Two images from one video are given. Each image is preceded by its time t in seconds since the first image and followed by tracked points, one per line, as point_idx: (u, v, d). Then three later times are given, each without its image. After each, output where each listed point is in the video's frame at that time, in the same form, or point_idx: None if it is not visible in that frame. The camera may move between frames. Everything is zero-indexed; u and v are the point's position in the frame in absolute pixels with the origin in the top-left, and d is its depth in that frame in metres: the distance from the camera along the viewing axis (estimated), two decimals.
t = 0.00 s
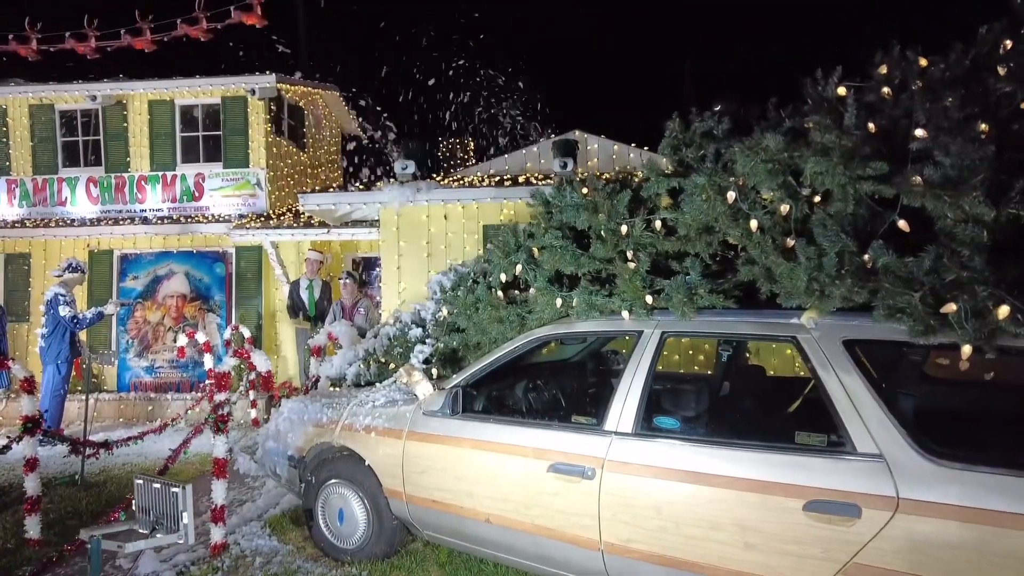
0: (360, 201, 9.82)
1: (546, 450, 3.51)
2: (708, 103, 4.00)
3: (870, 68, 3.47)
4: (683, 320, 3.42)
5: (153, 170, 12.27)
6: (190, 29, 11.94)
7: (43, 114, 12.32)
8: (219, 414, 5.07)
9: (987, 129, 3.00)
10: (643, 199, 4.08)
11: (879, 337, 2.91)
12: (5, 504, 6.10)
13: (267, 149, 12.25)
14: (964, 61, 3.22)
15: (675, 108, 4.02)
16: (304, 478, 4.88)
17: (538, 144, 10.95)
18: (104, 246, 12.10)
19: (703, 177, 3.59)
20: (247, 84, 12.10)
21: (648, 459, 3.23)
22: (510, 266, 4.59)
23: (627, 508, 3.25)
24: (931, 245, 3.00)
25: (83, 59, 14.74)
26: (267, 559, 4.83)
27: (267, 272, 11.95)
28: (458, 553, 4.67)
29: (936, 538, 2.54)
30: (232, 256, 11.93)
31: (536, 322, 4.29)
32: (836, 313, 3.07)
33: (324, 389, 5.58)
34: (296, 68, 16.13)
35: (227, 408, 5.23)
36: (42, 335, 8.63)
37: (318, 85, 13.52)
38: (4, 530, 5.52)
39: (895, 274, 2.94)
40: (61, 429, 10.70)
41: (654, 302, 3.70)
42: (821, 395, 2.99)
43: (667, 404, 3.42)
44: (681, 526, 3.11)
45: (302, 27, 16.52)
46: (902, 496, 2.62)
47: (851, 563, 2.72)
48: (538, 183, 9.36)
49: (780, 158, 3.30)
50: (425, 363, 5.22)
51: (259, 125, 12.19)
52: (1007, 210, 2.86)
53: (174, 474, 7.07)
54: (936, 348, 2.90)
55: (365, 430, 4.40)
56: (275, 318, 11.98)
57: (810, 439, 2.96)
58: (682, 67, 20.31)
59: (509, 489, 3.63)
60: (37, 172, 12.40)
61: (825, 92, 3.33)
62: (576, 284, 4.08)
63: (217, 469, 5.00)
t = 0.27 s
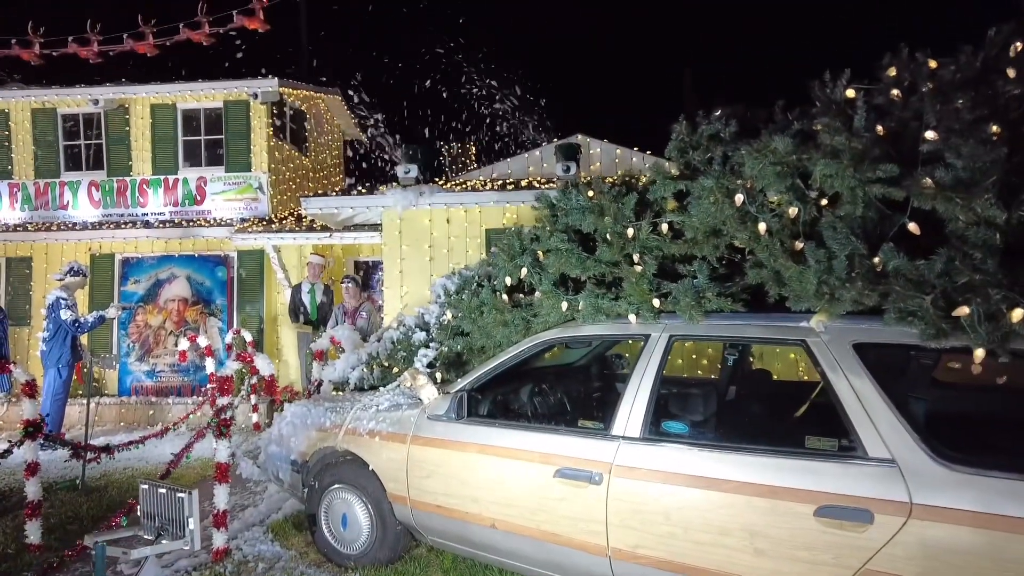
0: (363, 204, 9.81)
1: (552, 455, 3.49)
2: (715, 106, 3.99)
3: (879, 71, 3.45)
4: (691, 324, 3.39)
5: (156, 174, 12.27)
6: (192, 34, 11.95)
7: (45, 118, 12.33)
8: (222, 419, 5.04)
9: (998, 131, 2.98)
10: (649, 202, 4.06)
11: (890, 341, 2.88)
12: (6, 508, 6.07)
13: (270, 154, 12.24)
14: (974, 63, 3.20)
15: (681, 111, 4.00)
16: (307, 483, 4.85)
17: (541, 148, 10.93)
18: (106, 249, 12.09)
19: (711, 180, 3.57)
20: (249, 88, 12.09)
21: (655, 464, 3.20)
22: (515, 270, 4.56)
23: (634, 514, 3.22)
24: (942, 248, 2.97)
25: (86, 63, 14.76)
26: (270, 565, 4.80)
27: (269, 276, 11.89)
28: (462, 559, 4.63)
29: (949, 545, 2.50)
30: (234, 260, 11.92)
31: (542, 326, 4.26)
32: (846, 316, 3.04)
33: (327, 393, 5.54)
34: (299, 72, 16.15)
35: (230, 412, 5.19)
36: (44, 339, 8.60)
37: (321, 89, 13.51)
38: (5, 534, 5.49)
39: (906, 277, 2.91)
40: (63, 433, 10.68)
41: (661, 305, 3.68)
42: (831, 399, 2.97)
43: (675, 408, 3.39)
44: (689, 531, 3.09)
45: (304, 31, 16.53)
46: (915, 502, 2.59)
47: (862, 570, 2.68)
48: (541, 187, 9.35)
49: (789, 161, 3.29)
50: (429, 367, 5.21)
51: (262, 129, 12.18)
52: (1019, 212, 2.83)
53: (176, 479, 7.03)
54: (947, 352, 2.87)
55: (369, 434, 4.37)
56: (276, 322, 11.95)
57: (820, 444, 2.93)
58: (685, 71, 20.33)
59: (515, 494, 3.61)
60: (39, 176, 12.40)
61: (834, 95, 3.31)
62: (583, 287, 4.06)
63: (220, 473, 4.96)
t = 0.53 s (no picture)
0: (368, 203, 9.74)
1: (566, 455, 3.42)
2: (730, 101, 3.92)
3: (900, 63, 3.38)
4: (708, 322, 3.32)
5: (159, 173, 12.22)
6: (195, 32, 11.88)
7: (48, 117, 12.28)
8: (227, 418, 4.98)
9: None
10: (663, 198, 3.99)
11: (915, 339, 2.81)
12: (9, 509, 6.01)
13: (273, 152, 12.17)
14: (1000, 55, 3.12)
15: (696, 105, 3.93)
16: (314, 483, 4.79)
17: (547, 146, 10.86)
18: (109, 248, 12.03)
19: (728, 175, 3.50)
20: (253, 86, 12.01)
21: (673, 464, 3.13)
22: (526, 267, 4.48)
23: (651, 516, 3.15)
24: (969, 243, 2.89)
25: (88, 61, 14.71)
26: (276, 566, 4.73)
27: (273, 275, 11.82)
28: (471, 561, 4.56)
29: (981, 549, 2.42)
30: (237, 259, 11.86)
31: (553, 324, 4.18)
32: (868, 314, 2.97)
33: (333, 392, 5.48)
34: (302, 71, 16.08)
35: (235, 412, 5.13)
36: (47, 338, 8.54)
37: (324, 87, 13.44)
38: (8, 535, 5.43)
39: (932, 273, 2.84)
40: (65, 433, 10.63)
41: (676, 303, 3.61)
42: (853, 398, 2.90)
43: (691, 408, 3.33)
44: (708, 533, 3.01)
45: (307, 30, 16.46)
46: (944, 504, 2.51)
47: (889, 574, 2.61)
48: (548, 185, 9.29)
49: (809, 155, 3.22)
50: (438, 366, 5.15)
51: (265, 128, 12.11)
52: None
53: (180, 479, 6.98)
54: (974, 350, 2.80)
55: (377, 434, 4.31)
56: (280, 321, 11.88)
57: (843, 444, 2.86)
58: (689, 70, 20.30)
59: (528, 495, 3.54)
60: (42, 175, 12.35)
61: (854, 87, 3.24)
62: (596, 284, 3.99)
63: (226, 474, 4.90)
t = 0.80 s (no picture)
0: (373, 202, 9.65)
1: (581, 460, 3.33)
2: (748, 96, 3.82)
3: (927, 56, 3.28)
4: (727, 323, 3.23)
5: (163, 172, 12.15)
6: (199, 30, 11.80)
7: (52, 115, 12.22)
8: (232, 420, 4.88)
9: None
10: (679, 196, 3.89)
11: (945, 341, 2.71)
12: (11, 511, 5.94)
13: (278, 151, 12.10)
14: None
15: (714, 101, 3.84)
16: (320, 487, 4.70)
17: (553, 145, 10.78)
18: (113, 248, 11.97)
19: (747, 172, 3.40)
20: (257, 84, 11.94)
21: (692, 470, 3.04)
22: (537, 267, 4.38)
23: (669, 523, 3.06)
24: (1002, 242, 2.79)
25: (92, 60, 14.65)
26: (282, 572, 4.64)
27: (277, 274, 11.76)
28: (481, 567, 4.47)
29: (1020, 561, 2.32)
30: (241, 258, 11.79)
31: (565, 325, 4.08)
32: (894, 314, 2.87)
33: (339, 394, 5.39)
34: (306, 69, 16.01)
35: (240, 413, 5.06)
36: (50, 338, 8.48)
37: (328, 85, 13.36)
38: (10, 538, 5.35)
39: (963, 273, 2.74)
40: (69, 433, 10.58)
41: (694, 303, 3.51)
42: (880, 403, 2.80)
43: (710, 412, 3.23)
44: (729, 542, 2.91)
45: (311, 28, 16.39)
46: (979, 513, 2.41)
47: None
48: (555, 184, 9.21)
49: (832, 150, 3.12)
50: (446, 367, 5.07)
51: (270, 126, 12.05)
52: None
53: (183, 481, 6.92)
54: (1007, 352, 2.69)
55: (386, 437, 4.23)
56: (284, 321, 11.81)
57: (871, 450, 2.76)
58: (694, 69, 20.26)
59: (541, 501, 3.45)
60: (46, 173, 12.28)
61: (880, 81, 3.14)
62: (609, 284, 3.89)
63: (230, 477, 4.80)
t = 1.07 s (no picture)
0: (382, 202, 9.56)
1: (600, 468, 3.23)
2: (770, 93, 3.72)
3: (959, 49, 3.17)
4: (750, 326, 3.13)
5: (170, 172, 12.10)
6: (206, 30, 11.74)
7: (60, 116, 12.19)
8: (241, 425, 4.77)
9: None
10: (698, 194, 3.79)
11: (982, 345, 2.60)
12: (19, 515, 5.89)
13: (285, 151, 12.04)
14: None
15: (734, 97, 3.74)
16: (330, 492, 4.62)
17: (563, 144, 10.68)
18: (120, 248, 11.94)
19: (772, 170, 3.30)
20: (264, 84, 11.87)
21: (715, 479, 2.94)
22: (552, 267, 4.27)
23: (693, 533, 2.95)
24: None
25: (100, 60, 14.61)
26: None
27: (285, 274, 11.69)
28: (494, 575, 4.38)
29: None
30: (249, 259, 11.74)
31: (580, 327, 3.97)
32: (927, 317, 2.76)
33: (349, 397, 5.31)
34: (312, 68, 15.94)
35: (248, 417, 5.00)
36: (57, 339, 8.42)
37: (336, 85, 13.29)
38: (18, 543, 5.30)
39: (1002, 275, 2.63)
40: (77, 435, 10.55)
41: (715, 305, 3.40)
42: (914, 409, 2.69)
43: (733, 418, 3.14)
44: (754, 553, 2.81)
45: (318, 28, 16.33)
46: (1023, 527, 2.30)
47: None
48: (565, 183, 9.10)
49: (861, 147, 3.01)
50: (458, 370, 5.02)
51: (277, 126, 11.99)
52: None
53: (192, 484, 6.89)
54: None
55: (397, 442, 4.14)
56: (292, 321, 11.73)
57: (904, 459, 2.66)
58: (703, 67, 20.19)
59: (559, 509, 3.35)
60: (53, 174, 12.25)
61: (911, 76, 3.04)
62: (627, 285, 3.79)
63: (238, 482, 4.71)
